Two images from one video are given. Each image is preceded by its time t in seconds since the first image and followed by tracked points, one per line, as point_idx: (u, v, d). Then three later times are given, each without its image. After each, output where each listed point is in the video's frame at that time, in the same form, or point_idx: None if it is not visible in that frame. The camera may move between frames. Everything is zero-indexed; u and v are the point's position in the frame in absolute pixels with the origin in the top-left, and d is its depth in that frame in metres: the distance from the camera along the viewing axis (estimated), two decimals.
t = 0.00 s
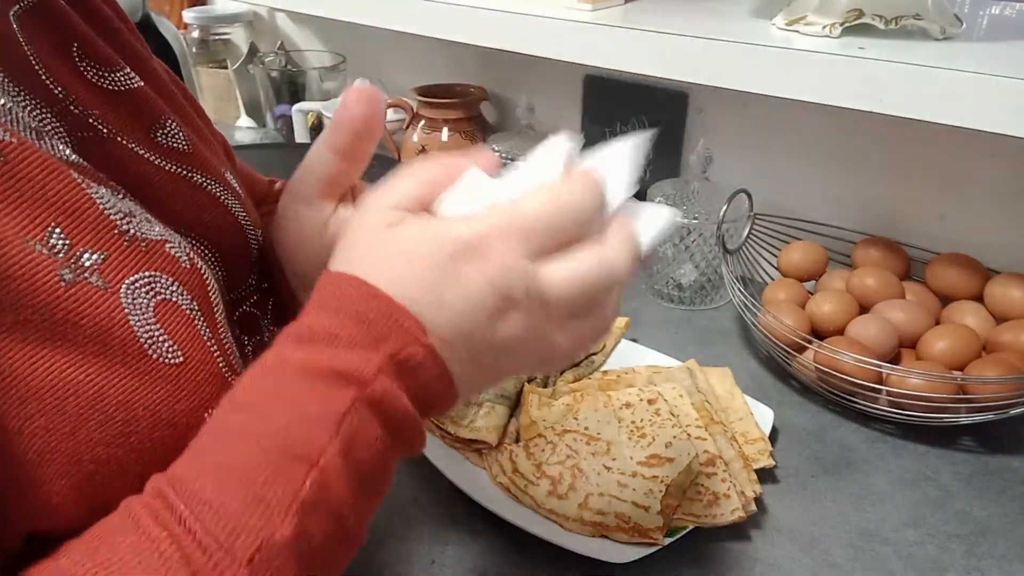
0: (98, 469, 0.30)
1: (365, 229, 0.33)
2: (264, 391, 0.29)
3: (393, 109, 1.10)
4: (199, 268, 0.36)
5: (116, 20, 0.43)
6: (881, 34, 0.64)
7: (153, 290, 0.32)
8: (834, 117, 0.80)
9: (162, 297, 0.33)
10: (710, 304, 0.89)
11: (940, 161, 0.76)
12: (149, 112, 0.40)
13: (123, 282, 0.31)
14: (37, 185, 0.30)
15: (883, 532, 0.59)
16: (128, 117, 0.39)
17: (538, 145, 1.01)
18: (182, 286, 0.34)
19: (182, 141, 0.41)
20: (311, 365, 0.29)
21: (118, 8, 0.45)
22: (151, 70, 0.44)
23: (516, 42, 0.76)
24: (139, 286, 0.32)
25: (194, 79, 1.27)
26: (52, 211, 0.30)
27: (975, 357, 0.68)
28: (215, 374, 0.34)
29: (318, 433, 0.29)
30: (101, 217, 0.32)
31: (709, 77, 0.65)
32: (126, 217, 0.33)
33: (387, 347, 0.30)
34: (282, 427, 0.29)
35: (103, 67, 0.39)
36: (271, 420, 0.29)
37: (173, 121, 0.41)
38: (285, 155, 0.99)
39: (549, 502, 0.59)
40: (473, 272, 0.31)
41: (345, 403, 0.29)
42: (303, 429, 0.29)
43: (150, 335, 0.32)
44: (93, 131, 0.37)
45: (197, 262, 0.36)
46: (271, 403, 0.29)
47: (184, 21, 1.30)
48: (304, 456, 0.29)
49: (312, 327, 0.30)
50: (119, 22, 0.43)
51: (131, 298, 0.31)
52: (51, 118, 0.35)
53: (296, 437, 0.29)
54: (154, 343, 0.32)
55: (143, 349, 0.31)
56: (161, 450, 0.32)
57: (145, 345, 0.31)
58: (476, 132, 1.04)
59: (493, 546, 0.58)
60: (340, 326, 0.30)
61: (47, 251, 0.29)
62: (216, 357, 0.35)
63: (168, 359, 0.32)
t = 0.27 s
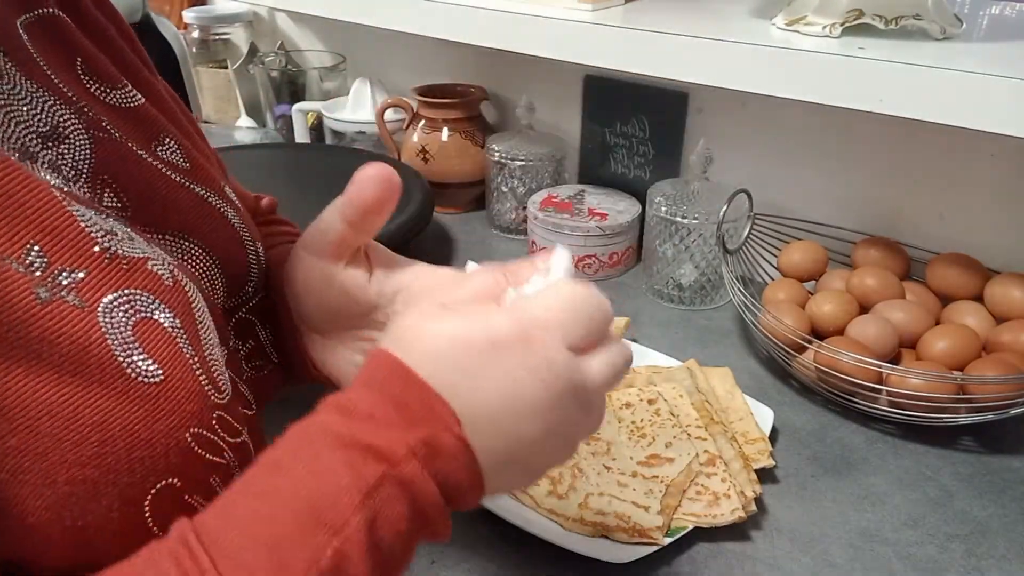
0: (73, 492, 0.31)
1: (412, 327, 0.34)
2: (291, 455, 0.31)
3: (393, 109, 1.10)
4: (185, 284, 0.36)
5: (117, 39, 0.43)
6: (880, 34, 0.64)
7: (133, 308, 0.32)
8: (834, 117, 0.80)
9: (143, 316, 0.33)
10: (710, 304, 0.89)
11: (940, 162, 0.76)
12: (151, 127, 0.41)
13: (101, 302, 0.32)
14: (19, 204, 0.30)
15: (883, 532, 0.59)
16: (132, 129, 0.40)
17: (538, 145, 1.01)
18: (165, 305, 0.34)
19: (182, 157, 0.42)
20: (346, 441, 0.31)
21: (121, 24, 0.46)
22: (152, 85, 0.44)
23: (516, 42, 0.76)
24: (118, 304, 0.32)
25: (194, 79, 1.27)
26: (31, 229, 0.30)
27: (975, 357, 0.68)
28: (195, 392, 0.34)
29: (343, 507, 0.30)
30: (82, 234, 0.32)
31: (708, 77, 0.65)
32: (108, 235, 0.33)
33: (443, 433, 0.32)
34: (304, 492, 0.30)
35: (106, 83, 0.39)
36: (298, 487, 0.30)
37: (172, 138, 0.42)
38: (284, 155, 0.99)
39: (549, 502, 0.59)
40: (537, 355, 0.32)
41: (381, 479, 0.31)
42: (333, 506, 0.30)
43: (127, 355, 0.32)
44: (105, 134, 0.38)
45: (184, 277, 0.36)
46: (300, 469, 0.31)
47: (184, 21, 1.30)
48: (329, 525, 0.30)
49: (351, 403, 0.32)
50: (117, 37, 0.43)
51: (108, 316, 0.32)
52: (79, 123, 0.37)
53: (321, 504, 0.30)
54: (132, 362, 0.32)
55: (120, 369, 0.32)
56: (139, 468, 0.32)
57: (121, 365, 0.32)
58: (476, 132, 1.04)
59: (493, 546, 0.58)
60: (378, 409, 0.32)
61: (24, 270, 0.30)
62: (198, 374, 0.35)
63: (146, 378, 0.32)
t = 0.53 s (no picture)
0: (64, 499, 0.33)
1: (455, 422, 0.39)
2: (303, 523, 0.36)
3: (394, 109, 1.10)
4: (174, 286, 0.38)
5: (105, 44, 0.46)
6: (880, 34, 0.64)
7: (121, 313, 0.35)
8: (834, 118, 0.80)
9: (129, 320, 0.35)
10: (710, 304, 0.89)
11: (940, 162, 0.76)
12: (140, 128, 0.44)
13: (87, 306, 0.34)
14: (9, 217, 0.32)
15: (883, 532, 0.59)
16: (125, 131, 0.43)
17: (538, 145, 1.01)
18: (151, 307, 0.36)
19: (166, 158, 0.44)
20: (355, 526, 0.36)
21: (115, 34, 0.49)
22: (139, 87, 0.47)
23: (516, 42, 0.76)
24: (105, 309, 0.34)
25: (194, 79, 1.27)
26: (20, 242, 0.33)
27: (976, 357, 0.68)
28: (185, 396, 0.37)
29: None
30: (65, 245, 0.34)
31: (709, 78, 0.65)
32: (92, 244, 0.35)
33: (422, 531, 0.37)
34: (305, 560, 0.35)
35: (96, 87, 0.42)
36: (306, 557, 0.35)
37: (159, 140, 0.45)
38: (285, 155, 0.99)
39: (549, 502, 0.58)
40: (538, 457, 0.40)
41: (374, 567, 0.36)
42: None
43: (115, 359, 0.34)
44: (98, 136, 0.40)
45: (173, 279, 0.38)
46: (301, 538, 0.35)
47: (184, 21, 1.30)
48: None
49: (372, 493, 0.37)
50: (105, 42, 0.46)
51: (96, 321, 0.34)
52: (74, 124, 0.39)
53: None
54: (118, 367, 0.34)
55: (106, 373, 0.34)
56: (130, 474, 0.35)
57: (108, 370, 0.34)
58: (476, 132, 1.04)
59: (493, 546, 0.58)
60: (393, 501, 0.37)
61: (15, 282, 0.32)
62: (187, 378, 0.37)
63: (133, 383, 0.35)
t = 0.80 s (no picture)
0: (79, 480, 0.29)
1: (383, 350, 0.37)
2: (263, 438, 0.34)
3: (393, 109, 1.10)
4: (182, 261, 0.35)
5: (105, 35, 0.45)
6: (881, 34, 0.64)
7: (130, 283, 0.32)
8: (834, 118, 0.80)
9: (138, 292, 0.32)
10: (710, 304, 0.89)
11: (940, 161, 0.76)
12: (139, 111, 0.42)
13: (98, 276, 0.31)
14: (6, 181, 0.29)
15: (883, 532, 0.59)
16: (123, 114, 0.41)
17: (538, 145, 1.01)
18: (161, 278, 0.33)
19: (169, 140, 0.43)
20: (302, 431, 0.35)
21: (117, 31, 0.48)
22: (139, 75, 0.46)
23: (516, 42, 0.76)
24: (115, 278, 0.31)
25: (194, 79, 1.27)
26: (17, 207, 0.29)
27: (976, 357, 0.68)
28: (196, 368, 0.33)
29: (313, 483, 0.34)
30: (73, 210, 0.31)
31: (708, 79, 0.65)
32: (100, 213, 0.32)
33: (374, 420, 0.36)
34: (276, 471, 0.34)
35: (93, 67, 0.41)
36: (269, 468, 0.34)
37: (160, 123, 0.43)
38: (285, 156, 0.99)
39: (549, 502, 0.59)
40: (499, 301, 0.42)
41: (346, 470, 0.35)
42: (305, 484, 0.34)
43: (126, 330, 0.31)
44: (92, 119, 0.39)
45: (181, 253, 0.35)
46: (272, 453, 0.34)
47: (184, 21, 1.30)
48: (305, 502, 0.34)
49: (315, 398, 0.35)
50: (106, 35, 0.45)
51: (107, 290, 0.31)
52: (66, 109, 0.38)
53: (296, 483, 0.34)
54: (131, 337, 0.31)
55: (119, 344, 0.31)
56: (140, 455, 0.31)
57: (120, 341, 0.31)
58: (476, 132, 1.04)
59: (493, 546, 0.58)
60: (342, 402, 0.36)
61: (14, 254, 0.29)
62: (197, 351, 0.33)
63: (145, 353, 0.31)
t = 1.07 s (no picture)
0: (62, 462, 0.32)
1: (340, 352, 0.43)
2: (252, 439, 0.39)
3: (393, 109, 1.10)
4: (172, 255, 0.38)
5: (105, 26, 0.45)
6: (881, 34, 0.64)
7: (119, 277, 0.35)
8: (835, 118, 0.80)
9: (126, 284, 0.35)
10: (710, 304, 0.89)
11: (940, 161, 0.76)
12: (138, 107, 0.44)
13: (86, 268, 0.34)
14: None
15: (883, 532, 0.59)
16: (123, 112, 0.43)
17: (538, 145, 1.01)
18: (148, 271, 0.36)
19: (166, 136, 0.44)
20: (293, 430, 0.40)
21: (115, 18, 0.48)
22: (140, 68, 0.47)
23: (516, 41, 0.76)
24: (104, 271, 0.34)
25: (194, 79, 1.27)
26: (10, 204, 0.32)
27: (976, 357, 0.68)
28: (183, 361, 0.37)
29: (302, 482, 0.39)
30: (65, 205, 0.34)
31: (709, 79, 0.65)
32: (91, 207, 0.35)
33: (354, 419, 0.43)
34: (263, 472, 0.39)
35: (91, 64, 0.42)
36: (260, 468, 0.39)
37: (159, 118, 0.45)
38: (285, 155, 0.98)
39: (549, 502, 0.59)
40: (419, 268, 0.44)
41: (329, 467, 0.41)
42: (295, 485, 0.39)
43: (112, 322, 0.34)
44: (89, 114, 0.40)
45: (171, 248, 0.38)
46: (256, 453, 0.39)
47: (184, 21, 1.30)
48: (294, 502, 0.39)
49: (298, 403, 0.41)
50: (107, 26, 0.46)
51: (94, 282, 0.34)
52: (62, 104, 0.39)
53: (281, 483, 0.39)
54: (116, 329, 0.34)
55: (104, 335, 0.34)
56: (127, 436, 0.34)
57: (105, 331, 0.34)
58: (476, 132, 1.04)
59: (493, 545, 0.58)
60: (324, 405, 0.41)
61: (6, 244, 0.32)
62: (184, 344, 0.37)
63: (131, 345, 0.35)
